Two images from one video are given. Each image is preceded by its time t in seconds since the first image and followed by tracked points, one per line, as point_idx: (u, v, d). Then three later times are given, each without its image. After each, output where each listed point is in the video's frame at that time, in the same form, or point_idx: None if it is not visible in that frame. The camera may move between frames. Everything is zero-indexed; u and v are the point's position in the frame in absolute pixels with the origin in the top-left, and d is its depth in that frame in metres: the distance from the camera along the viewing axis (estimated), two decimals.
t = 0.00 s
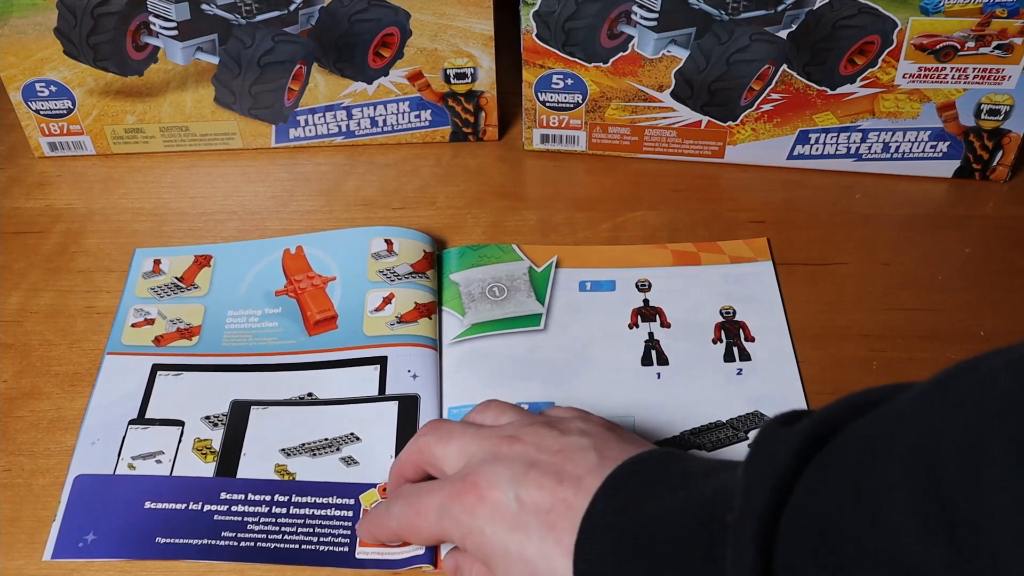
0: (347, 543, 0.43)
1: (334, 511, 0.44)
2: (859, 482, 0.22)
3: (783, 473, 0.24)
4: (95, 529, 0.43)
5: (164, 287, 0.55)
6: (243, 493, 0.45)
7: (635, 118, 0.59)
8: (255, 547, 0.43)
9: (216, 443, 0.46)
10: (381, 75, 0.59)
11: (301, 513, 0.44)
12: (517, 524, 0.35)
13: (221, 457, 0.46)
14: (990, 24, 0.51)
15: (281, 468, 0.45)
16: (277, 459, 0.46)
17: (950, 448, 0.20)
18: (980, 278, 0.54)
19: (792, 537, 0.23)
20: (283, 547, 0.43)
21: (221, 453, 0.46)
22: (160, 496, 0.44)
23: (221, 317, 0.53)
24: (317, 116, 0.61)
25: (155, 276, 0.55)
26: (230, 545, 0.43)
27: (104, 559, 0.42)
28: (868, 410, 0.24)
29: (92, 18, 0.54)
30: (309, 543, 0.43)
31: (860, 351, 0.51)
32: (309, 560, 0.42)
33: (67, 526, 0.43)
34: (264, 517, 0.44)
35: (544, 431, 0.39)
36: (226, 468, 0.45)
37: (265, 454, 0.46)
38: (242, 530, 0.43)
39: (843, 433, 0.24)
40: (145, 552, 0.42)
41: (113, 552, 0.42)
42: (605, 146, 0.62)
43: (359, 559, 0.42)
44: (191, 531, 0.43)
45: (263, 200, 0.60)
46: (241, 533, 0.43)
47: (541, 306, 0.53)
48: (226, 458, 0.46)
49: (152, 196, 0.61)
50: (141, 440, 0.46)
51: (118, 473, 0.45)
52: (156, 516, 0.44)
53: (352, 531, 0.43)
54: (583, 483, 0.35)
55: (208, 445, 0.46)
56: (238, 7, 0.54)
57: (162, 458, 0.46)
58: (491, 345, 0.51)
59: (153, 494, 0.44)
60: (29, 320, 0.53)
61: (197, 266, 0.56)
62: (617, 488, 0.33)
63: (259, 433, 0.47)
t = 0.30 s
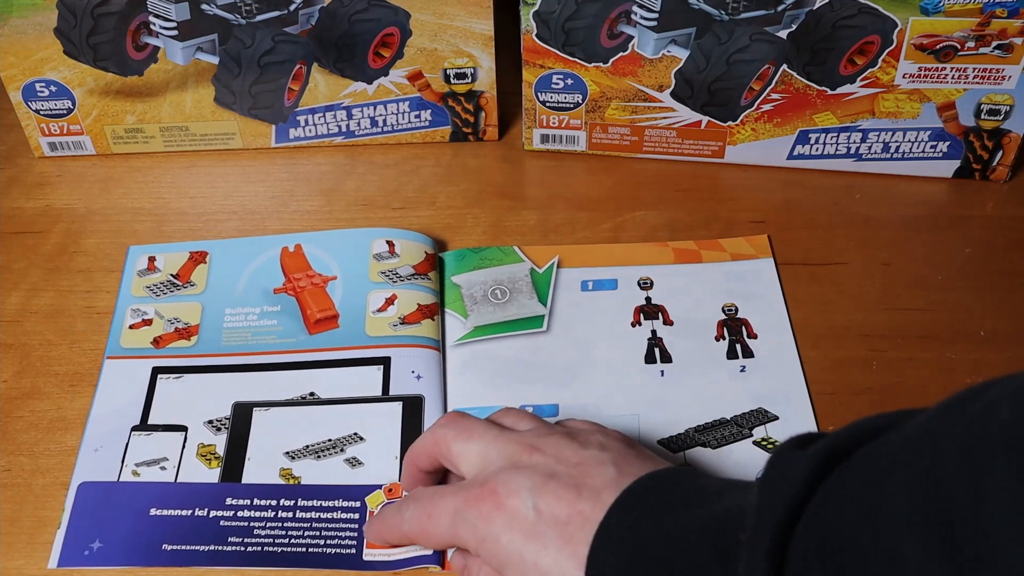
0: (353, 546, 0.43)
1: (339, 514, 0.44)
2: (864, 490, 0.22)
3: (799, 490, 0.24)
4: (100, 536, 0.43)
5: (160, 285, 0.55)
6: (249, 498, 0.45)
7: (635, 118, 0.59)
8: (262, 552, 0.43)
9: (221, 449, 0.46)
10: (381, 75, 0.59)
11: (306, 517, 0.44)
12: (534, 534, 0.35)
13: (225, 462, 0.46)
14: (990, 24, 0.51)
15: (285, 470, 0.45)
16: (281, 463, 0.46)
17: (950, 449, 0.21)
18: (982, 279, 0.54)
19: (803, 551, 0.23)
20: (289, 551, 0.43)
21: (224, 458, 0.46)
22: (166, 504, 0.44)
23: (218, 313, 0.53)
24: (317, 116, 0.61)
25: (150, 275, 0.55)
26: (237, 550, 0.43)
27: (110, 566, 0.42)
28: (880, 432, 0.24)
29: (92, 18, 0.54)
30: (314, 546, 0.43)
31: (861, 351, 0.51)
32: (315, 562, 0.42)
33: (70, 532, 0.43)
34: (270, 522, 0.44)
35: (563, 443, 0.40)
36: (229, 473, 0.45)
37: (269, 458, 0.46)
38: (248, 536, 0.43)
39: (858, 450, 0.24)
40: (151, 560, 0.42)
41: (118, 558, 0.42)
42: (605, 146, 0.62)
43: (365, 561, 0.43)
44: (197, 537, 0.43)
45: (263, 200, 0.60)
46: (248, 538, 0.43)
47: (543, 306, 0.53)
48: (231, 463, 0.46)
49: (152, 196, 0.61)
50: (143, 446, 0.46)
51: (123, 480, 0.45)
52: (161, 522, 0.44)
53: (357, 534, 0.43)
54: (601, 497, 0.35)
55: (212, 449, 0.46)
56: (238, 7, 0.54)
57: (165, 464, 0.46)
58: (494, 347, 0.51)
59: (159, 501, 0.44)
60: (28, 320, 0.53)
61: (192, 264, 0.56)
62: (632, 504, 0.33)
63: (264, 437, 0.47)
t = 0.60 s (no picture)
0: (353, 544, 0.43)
1: (339, 512, 0.44)
2: (865, 478, 0.22)
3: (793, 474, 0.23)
4: (101, 531, 0.43)
5: (166, 287, 0.54)
6: (248, 495, 0.45)
7: (635, 118, 0.59)
8: (262, 550, 0.43)
9: (222, 446, 0.46)
10: (381, 75, 0.59)
11: (306, 515, 0.44)
12: (523, 517, 0.35)
13: (226, 459, 0.46)
14: (990, 24, 0.51)
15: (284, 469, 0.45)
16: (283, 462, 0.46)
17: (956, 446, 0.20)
18: (981, 279, 0.54)
19: (802, 540, 0.23)
20: (290, 548, 0.43)
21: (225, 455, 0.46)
22: (166, 500, 0.44)
23: (224, 316, 0.53)
24: (317, 116, 0.61)
25: (156, 277, 0.55)
26: (236, 548, 0.43)
27: (108, 563, 0.42)
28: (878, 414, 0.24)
29: (92, 18, 0.54)
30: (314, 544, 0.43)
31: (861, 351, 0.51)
32: (314, 560, 0.42)
33: (69, 529, 0.43)
34: (270, 519, 0.44)
35: (554, 429, 0.40)
36: (229, 470, 0.45)
37: (270, 457, 0.46)
38: (247, 533, 0.43)
39: (853, 433, 0.23)
40: (151, 554, 0.42)
41: (115, 555, 0.42)
42: (605, 146, 0.62)
43: (365, 559, 0.43)
44: (196, 533, 0.43)
45: (263, 200, 0.60)
46: (247, 535, 0.43)
47: (542, 305, 0.53)
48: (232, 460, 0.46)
49: (152, 196, 0.61)
50: (144, 443, 0.46)
51: (123, 476, 0.45)
52: (161, 519, 0.44)
53: (357, 531, 0.43)
54: (591, 478, 0.35)
55: (212, 446, 0.46)
56: (238, 7, 0.54)
57: (166, 461, 0.46)
58: (494, 347, 0.51)
59: (158, 497, 0.44)
60: (28, 320, 0.53)
61: (199, 266, 0.56)
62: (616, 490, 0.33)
63: (266, 437, 0.47)
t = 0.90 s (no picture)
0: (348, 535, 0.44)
1: (335, 502, 0.44)
2: None
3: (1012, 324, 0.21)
4: (93, 522, 0.43)
5: (153, 261, 0.55)
6: (242, 484, 0.45)
7: (635, 118, 0.59)
8: (257, 541, 0.43)
9: (214, 431, 0.46)
10: (381, 75, 0.59)
11: (301, 505, 0.44)
12: (668, 344, 0.33)
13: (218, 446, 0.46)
14: (990, 24, 0.51)
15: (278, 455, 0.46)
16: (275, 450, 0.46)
17: None
18: (980, 279, 0.55)
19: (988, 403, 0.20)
20: (284, 539, 0.43)
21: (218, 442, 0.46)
22: (159, 488, 0.44)
23: (212, 296, 0.53)
24: (317, 116, 0.61)
25: (142, 250, 0.55)
26: (231, 538, 0.43)
27: (106, 555, 0.42)
28: None
29: (92, 18, 0.54)
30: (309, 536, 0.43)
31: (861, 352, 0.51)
32: (309, 552, 0.43)
33: (66, 523, 0.43)
34: (264, 509, 0.44)
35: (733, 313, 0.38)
36: (222, 457, 0.45)
37: (264, 445, 0.46)
38: (242, 523, 0.44)
39: None
40: (145, 546, 0.43)
41: (111, 546, 0.43)
42: (605, 146, 0.62)
43: (361, 550, 0.43)
44: (190, 524, 0.43)
45: (263, 200, 0.60)
46: (242, 526, 0.44)
47: (541, 300, 0.53)
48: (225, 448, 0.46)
49: (152, 196, 0.61)
50: (135, 427, 0.46)
51: (114, 462, 0.45)
52: (155, 508, 0.44)
53: (353, 522, 0.44)
54: (738, 338, 0.33)
55: (203, 430, 0.46)
56: (238, 7, 0.54)
57: (157, 447, 0.46)
58: (493, 335, 0.51)
59: (151, 485, 0.44)
60: (28, 320, 0.53)
61: (186, 241, 0.56)
62: (715, 353, 0.32)
63: (257, 418, 0.47)
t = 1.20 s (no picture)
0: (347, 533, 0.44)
1: (335, 501, 0.44)
2: None
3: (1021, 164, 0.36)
4: (91, 521, 0.43)
5: (153, 259, 0.55)
6: (241, 483, 0.45)
7: (635, 118, 0.59)
8: (257, 540, 0.43)
9: (214, 431, 0.46)
10: (381, 75, 0.59)
11: (301, 504, 0.44)
12: (836, 176, 0.47)
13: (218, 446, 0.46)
14: (990, 24, 0.51)
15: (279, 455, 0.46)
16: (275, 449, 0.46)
17: None
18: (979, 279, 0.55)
19: None
20: (284, 538, 0.43)
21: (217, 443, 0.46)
22: (158, 487, 0.44)
23: (212, 296, 0.53)
24: (317, 116, 0.61)
25: (142, 248, 0.55)
26: (230, 537, 0.43)
27: (106, 554, 0.43)
28: None
29: (92, 18, 0.54)
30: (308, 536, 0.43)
31: (861, 352, 0.51)
32: (308, 552, 0.43)
33: (66, 522, 0.43)
34: (264, 508, 0.44)
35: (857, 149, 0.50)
36: (222, 458, 0.45)
37: (264, 444, 0.46)
38: (242, 522, 0.44)
39: None
40: (145, 545, 0.43)
41: (111, 544, 0.43)
42: (605, 146, 0.62)
43: (360, 549, 0.43)
44: (190, 523, 0.44)
45: (263, 200, 0.60)
46: (241, 525, 0.44)
47: (541, 300, 0.53)
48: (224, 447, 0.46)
49: (152, 195, 0.61)
50: (134, 425, 0.46)
51: (112, 460, 0.45)
52: (155, 507, 0.44)
53: (353, 522, 0.44)
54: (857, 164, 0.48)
55: (203, 429, 0.46)
56: (238, 7, 0.54)
57: (156, 445, 0.46)
58: (493, 335, 0.51)
59: (149, 482, 0.45)
60: (28, 320, 0.53)
61: (186, 240, 0.56)
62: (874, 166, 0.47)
63: (257, 417, 0.47)
